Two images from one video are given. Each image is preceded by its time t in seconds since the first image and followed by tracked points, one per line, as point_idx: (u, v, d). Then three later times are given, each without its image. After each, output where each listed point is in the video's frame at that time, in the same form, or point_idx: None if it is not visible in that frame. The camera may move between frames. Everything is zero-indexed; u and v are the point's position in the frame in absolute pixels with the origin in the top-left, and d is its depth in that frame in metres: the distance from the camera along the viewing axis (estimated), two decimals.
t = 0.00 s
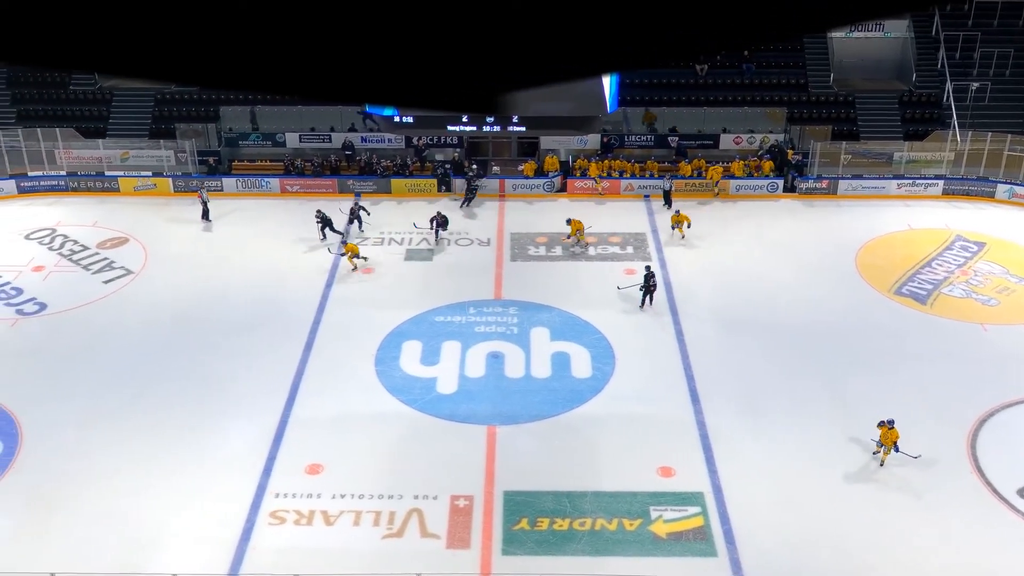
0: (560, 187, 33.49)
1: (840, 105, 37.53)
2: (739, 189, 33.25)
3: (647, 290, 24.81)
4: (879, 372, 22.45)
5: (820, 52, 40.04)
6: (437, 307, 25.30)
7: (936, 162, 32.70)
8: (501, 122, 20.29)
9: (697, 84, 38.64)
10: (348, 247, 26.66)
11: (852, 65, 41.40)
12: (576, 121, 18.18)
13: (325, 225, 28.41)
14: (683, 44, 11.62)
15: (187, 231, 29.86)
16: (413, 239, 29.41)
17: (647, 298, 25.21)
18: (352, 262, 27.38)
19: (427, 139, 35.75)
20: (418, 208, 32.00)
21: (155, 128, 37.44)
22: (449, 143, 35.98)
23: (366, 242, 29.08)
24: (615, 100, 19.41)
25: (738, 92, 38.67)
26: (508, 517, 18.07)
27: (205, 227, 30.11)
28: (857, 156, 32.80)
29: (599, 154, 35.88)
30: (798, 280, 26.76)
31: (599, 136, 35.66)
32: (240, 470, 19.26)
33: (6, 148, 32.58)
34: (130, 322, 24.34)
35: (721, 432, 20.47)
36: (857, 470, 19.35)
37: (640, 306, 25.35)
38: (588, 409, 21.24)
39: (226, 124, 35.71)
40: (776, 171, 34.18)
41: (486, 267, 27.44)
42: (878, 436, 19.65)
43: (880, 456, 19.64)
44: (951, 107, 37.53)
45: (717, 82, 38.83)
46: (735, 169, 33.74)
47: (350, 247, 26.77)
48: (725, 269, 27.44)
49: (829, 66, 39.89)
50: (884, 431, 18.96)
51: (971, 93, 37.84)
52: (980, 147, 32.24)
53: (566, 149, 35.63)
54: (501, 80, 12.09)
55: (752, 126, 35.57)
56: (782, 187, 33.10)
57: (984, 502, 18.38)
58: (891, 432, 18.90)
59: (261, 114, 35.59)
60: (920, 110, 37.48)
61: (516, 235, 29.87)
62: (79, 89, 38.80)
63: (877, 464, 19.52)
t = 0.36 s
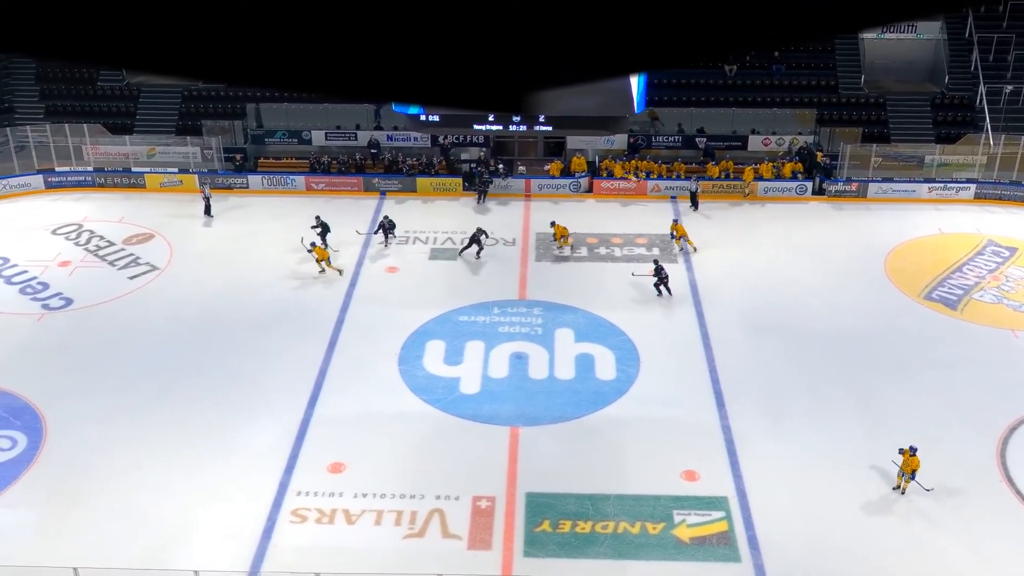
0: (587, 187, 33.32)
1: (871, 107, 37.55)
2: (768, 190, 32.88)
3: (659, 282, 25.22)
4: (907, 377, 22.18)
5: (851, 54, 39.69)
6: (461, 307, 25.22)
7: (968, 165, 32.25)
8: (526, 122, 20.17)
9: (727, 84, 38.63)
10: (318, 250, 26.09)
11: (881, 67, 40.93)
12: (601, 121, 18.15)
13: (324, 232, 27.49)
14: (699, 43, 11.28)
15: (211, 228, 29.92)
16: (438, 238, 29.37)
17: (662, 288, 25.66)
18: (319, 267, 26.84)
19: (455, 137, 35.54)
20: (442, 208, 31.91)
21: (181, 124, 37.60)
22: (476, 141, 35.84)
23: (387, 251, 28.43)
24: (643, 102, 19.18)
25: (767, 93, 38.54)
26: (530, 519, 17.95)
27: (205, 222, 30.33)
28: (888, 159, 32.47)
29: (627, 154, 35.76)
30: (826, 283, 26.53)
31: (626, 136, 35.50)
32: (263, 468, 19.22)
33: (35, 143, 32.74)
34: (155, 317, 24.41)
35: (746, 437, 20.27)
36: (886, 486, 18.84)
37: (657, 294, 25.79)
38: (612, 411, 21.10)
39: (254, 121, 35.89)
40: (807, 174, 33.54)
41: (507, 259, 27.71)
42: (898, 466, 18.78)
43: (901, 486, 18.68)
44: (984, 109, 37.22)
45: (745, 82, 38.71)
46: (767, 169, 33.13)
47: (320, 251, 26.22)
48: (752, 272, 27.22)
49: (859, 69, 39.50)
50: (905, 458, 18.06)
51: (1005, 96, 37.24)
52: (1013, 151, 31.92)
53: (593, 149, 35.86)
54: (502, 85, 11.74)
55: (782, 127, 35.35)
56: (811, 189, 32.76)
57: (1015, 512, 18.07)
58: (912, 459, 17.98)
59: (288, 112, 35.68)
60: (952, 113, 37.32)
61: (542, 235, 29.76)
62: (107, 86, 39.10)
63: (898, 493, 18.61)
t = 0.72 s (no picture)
0: (616, 188, 33.22)
1: (904, 109, 37.43)
2: (798, 193, 32.70)
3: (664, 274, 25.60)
4: (939, 384, 21.92)
5: (885, 56, 39.19)
6: (488, 306, 25.21)
7: (1002, 169, 31.99)
8: (556, 122, 20.15)
9: (758, 85, 38.46)
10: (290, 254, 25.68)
11: (915, 70, 40.47)
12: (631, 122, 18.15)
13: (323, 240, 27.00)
14: (690, 49, 6.97)
15: (239, 224, 30.05)
16: (466, 237, 29.38)
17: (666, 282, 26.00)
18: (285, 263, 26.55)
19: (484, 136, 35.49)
20: (470, 207, 31.85)
21: (212, 121, 37.84)
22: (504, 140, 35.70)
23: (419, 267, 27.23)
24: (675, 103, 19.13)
25: (798, 95, 38.45)
26: (554, 520, 17.87)
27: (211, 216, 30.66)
28: (921, 163, 32.11)
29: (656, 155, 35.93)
30: (857, 287, 26.31)
31: (656, 137, 35.73)
32: (288, 464, 19.25)
33: (67, 138, 32.88)
34: (183, 312, 24.56)
35: (773, 440, 20.12)
36: (915, 493, 18.60)
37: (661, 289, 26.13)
38: (639, 413, 20.99)
39: (284, 119, 36.32)
40: (838, 176, 33.56)
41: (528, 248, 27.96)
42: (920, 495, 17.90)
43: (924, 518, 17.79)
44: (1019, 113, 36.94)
45: (776, 83, 38.62)
46: (798, 172, 32.94)
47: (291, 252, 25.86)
48: (781, 275, 27.04)
49: (893, 71, 39.20)
50: (928, 484, 17.30)
51: None
52: None
53: (624, 149, 35.94)
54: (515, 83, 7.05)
55: (813, 129, 35.38)
56: (842, 192, 32.52)
57: None
58: (935, 486, 17.21)
59: (318, 110, 36.00)
60: (986, 117, 37.13)
61: (570, 235, 29.71)
62: (139, 82, 39.43)
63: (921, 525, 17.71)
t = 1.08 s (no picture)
0: (647, 189, 33.00)
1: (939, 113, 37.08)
2: (829, 195, 32.63)
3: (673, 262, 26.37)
4: (970, 391, 21.70)
5: (919, 59, 39.21)
6: (516, 305, 25.25)
7: None
8: (585, 122, 20.26)
9: (790, 86, 38.44)
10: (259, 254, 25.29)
11: (950, 72, 40.35)
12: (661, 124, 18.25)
13: (322, 246, 26.49)
14: (690, 55, 6.65)
15: (267, 221, 30.25)
16: (495, 236, 29.43)
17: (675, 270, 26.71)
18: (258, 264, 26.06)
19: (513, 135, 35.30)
20: (498, 206, 31.87)
21: (244, 117, 38.20)
22: (534, 140, 35.56)
23: (465, 281, 26.34)
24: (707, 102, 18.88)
25: (830, 97, 38.42)
26: (579, 520, 17.87)
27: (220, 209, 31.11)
28: (953, 166, 31.91)
29: (688, 156, 35.30)
30: (888, 291, 26.13)
31: (687, 138, 35.22)
32: (316, 460, 19.35)
33: (101, 133, 33.31)
34: (213, 307, 24.76)
35: (801, 444, 20.02)
36: (945, 500, 18.42)
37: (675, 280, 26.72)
38: (666, 414, 20.95)
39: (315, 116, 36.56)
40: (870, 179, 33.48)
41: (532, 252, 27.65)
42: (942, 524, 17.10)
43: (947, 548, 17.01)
44: None
45: (807, 85, 38.60)
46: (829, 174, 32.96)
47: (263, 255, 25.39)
48: (811, 278, 26.90)
49: (926, 74, 39.07)
50: (949, 514, 16.51)
51: None
52: None
53: (654, 150, 35.44)
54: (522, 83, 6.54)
55: (844, 132, 35.23)
56: (873, 195, 32.39)
57: None
58: (957, 515, 16.42)
59: (350, 108, 36.24)
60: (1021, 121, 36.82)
61: (599, 235, 29.68)
62: (173, 78, 39.88)
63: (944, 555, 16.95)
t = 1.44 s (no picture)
0: (675, 191, 32.89)
1: (971, 117, 36.88)
2: (859, 199, 32.43)
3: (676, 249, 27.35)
4: (1000, 397, 21.55)
5: (952, 62, 38.99)
6: (544, 305, 25.33)
7: None
8: (615, 122, 20.43)
9: (820, 89, 38.41)
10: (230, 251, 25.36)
11: (982, 77, 40.08)
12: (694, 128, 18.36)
13: (315, 249, 26.32)
14: (697, 56, 4.48)
15: (296, 218, 30.50)
16: (523, 236, 29.57)
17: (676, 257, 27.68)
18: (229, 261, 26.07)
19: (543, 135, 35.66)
20: (526, 207, 31.97)
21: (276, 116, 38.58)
22: (564, 140, 35.92)
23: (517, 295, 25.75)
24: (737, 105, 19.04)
25: (861, 100, 38.34)
26: (604, 520, 17.91)
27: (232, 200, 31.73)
28: (985, 171, 31.71)
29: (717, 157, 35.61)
30: (917, 296, 26.01)
31: (716, 141, 35.38)
32: (343, 456, 19.50)
33: (135, 129, 33.60)
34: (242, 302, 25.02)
35: (827, 448, 19.97)
36: (972, 506, 18.30)
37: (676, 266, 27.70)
38: (692, 416, 20.95)
39: (347, 115, 36.86)
40: (900, 183, 33.31)
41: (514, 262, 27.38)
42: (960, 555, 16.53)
43: None
44: None
45: (838, 88, 38.51)
46: (859, 179, 32.88)
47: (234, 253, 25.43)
48: (840, 281, 26.82)
49: (959, 77, 38.82)
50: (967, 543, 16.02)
51: None
52: None
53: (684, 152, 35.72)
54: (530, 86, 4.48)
55: (875, 136, 35.04)
56: (903, 200, 32.14)
57: None
58: (975, 545, 15.95)
59: (381, 107, 36.52)
60: None
61: (627, 236, 29.75)
62: (206, 76, 40.31)
63: None
